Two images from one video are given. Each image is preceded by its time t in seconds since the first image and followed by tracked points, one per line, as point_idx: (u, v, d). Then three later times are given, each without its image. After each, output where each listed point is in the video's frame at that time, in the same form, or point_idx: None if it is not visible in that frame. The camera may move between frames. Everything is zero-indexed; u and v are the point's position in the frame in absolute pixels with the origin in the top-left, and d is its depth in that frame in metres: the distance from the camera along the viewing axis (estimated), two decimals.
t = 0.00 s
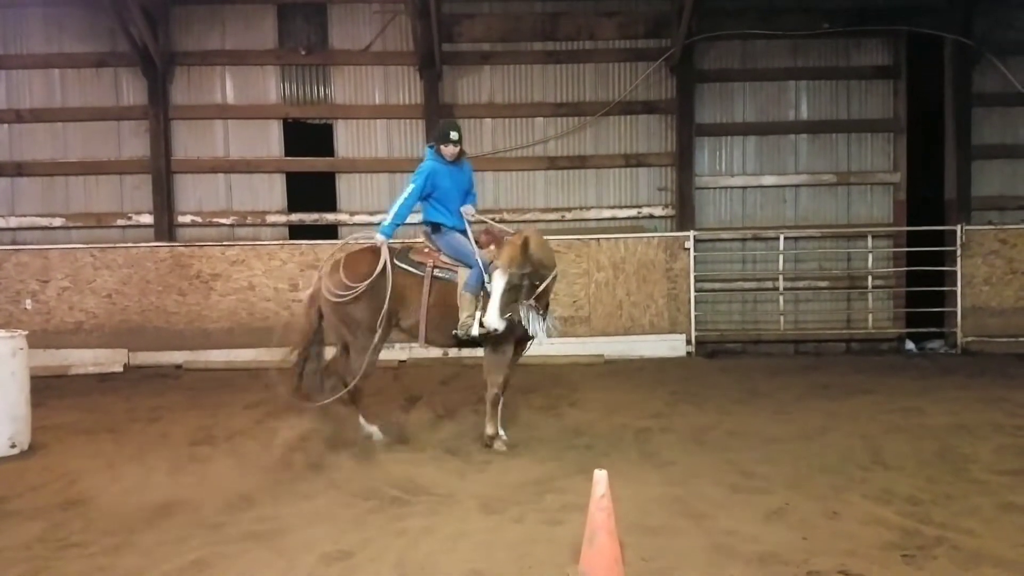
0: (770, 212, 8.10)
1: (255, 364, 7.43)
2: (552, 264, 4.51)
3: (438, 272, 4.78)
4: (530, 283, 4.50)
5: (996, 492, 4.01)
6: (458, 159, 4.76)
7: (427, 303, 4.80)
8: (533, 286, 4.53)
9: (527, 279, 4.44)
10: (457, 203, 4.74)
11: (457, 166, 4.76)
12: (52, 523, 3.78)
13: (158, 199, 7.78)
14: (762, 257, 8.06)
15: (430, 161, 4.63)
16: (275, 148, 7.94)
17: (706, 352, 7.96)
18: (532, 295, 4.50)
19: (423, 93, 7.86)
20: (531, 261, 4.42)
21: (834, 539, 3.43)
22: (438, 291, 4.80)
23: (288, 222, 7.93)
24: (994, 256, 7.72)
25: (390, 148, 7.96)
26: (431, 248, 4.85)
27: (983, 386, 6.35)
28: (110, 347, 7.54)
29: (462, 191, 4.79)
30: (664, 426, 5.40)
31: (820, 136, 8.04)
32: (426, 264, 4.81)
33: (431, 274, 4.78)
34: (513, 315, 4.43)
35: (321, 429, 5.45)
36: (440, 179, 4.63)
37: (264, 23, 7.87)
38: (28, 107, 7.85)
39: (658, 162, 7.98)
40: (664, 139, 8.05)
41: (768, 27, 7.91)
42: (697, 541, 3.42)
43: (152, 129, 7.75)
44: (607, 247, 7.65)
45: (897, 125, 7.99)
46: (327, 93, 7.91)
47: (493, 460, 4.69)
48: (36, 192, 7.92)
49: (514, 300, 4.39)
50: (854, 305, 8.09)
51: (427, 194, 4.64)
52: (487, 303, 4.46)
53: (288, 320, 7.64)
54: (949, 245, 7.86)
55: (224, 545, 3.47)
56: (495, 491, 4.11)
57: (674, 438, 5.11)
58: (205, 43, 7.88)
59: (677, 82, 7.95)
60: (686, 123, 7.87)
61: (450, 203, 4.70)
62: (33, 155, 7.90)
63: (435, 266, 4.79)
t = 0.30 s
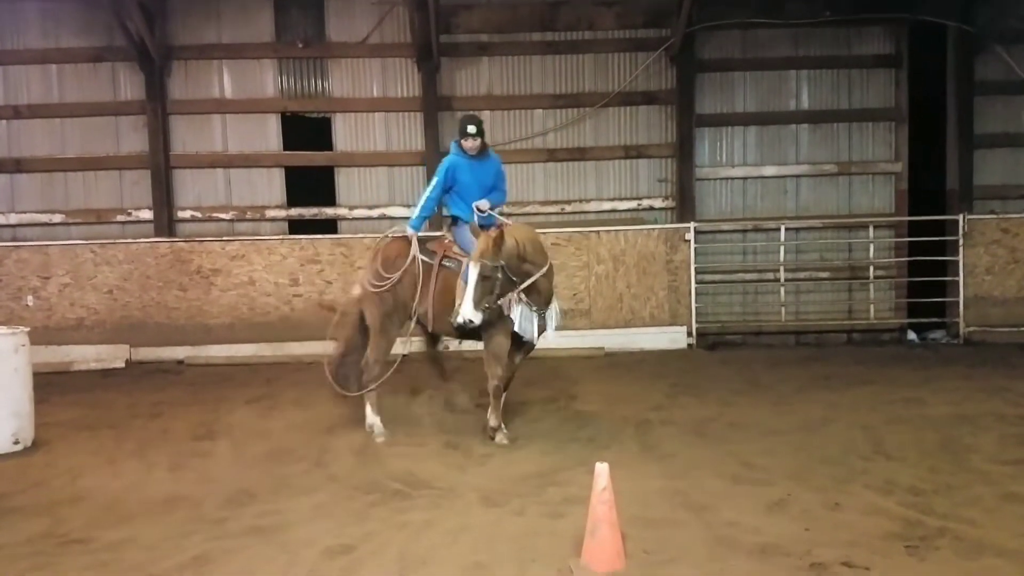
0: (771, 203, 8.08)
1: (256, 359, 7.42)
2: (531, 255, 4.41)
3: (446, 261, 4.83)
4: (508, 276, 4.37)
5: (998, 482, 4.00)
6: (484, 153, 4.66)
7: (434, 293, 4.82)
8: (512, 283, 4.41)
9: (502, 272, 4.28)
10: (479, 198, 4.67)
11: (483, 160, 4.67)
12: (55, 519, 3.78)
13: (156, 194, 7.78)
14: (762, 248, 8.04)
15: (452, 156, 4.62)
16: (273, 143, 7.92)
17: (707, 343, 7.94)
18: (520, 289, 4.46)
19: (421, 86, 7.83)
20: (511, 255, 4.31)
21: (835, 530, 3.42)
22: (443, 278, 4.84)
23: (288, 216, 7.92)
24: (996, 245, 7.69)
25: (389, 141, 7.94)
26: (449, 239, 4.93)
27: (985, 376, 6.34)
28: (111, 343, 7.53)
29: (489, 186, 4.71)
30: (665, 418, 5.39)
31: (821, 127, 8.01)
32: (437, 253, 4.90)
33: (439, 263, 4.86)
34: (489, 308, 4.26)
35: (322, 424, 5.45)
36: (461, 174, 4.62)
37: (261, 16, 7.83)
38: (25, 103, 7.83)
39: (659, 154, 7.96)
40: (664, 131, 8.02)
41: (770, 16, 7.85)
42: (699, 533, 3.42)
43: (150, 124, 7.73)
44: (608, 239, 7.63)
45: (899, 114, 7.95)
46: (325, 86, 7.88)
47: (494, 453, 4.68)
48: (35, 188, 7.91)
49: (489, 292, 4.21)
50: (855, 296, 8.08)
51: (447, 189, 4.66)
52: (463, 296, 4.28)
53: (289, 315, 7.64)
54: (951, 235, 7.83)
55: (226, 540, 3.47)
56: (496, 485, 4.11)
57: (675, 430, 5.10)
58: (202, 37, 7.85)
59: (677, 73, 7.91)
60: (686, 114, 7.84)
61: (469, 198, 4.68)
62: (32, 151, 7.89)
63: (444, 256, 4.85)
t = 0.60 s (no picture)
0: (765, 200, 8.10)
1: (247, 347, 7.39)
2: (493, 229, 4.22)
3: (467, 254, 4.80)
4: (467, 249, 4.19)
5: (985, 480, 4.04)
6: (500, 145, 4.81)
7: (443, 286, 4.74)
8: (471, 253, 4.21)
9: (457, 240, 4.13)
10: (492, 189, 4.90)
11: (499, 152, 4.83)
12: (42, 504, 3.75)
13: (148, 178, 7.70)
14: (756, 245, 8.07)
15: (470, 149, 4.87)
16: (268, 129, 7.86)
17: (699, 339, 7.96)
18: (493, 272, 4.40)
19: (419, 75, 7.78)
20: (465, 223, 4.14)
21: (824, 525, 3.44)
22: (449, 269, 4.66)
23: (281, 204, 7.88)
24: (986, 247, 7.75)
25: (385, 129, 7.89)
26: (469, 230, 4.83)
27: (972, 376, 6.39)
28: (99, 328, 7.47)
29: (505, 177, 4.88)
30: (658, 412, 5.40)
31: (817, 125, 8.03)
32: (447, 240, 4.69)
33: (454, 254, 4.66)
34: (445, 276, 4.14)
35: (313, 413, 5.43)
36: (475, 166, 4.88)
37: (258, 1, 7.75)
38: (16, 83, 7.73)
39: (655, 149, 7.96)
40: (660, 126, 8.02)
41: (769, 14, 7.86)
42: (689, 526, 3.43)
43: (143, 107, 7.65)
44: (603, 233, 7.62)
45: (893, 115, 7.98)
46: (321, 73, 7.82)
47: (486, 445, 4.67)
48: (25, 169, 7.82)
49: (443, 259, 4.11)
50: (847, 295, 8.12)
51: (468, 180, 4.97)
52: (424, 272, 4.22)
53: (280, 303, 7.60)
54: (942, 235, 7.88)
55: (215, 527, 3.45)
56: (487, 476, 4.11)
57: (667, 424, 5.12)
58: (198, 20, 7.76)
59: (675, 68, 7.90)
60: (683, 110, 7.83)
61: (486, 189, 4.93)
62: (22, 132, 7.78)
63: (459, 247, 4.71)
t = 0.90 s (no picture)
0: (758, 192, 8.11)
1: (238, 337, 7.36)
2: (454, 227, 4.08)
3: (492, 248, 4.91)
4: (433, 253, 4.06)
5: (973, 472, 4.07)
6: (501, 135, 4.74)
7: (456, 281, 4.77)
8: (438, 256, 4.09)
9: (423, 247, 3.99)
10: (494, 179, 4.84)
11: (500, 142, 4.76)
12: (31, 496, 3.74)
13: (139, 168, 7.65)
14: (748, 237, 8.09)
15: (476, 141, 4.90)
16: (259, 119, 7.81)
17: (691, 330, 7.98)
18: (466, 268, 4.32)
19: (412, 65, 7.74)
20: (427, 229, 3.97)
21: (814, 517, 3.47)
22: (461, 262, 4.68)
23: (273, 193, 7.84)
24: (976, 239, 7.79)
25: (377, 119, 7.86)
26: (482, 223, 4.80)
27: (962, 368, 6.44)
28: (90, 319, 7.44)
29: (508, 167, 4.78)
30: (649, 403, 5.42)
31: (809, 117, 8.03)
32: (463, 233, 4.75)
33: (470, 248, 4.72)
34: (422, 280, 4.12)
35: (305, 404, 5.42)
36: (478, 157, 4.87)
37: None
38: (4, 72, 7.65)
39: (648, 140, 7.95)
40: (653, 118, 8.02)
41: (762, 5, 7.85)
42: (680, 518, 3.45)
43: (133, 97, 7.59)
44: (596, 225, 7.64)
45: (885, 107, 7.99)
46: (313, 62, 7.77)
47: (478, 436, 4.68)
48: (14, 159, 7.75)
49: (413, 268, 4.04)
50: (838, 287, 8.13)
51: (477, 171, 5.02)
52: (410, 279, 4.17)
53: (272, 293, 7.58)
54: (933, 228, 7.91)
55: (206, 519, 3.45)
56: (479, 468, 4.12)
57: (658, 416, 5.14)
58: (188, 8, 7.69)
59: (668, 59, 7.89)
60: (676, 101, 7.82)
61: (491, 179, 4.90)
62: (11, 122, 7.72)
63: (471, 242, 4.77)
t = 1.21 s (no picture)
0: (745, 191, 8.13)
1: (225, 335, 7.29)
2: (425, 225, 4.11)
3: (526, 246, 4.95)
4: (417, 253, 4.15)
5: (959, 469, 4.11)
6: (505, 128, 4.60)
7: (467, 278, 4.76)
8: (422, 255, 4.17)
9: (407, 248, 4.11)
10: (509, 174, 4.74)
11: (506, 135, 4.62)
12: (14, 494, 3.70)
13: (125, 164, 7.59)
14: (736, 235, 8.11)
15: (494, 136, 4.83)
16: (247, 115, 7.76)
17: (680, 328, 8.00)
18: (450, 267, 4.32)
19: (400, 61, 7.71)
20: (403, 230, 4.06)
21: (801, 514, 3.48)
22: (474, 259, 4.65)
23: (260, 190, 7.79)
24: (962, 238, 7.85)
25: (366, 116, 7.83)
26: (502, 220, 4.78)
27: (947, 365, 6.48)
28: (75, 316, 7.37)
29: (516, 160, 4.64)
30: (638, 401, 5.43)
31: (797, 116, 8.06)
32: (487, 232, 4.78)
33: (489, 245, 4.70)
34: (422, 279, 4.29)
35: (292, 402, 5.40)
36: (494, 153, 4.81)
37: None
38: None
39: (637, 138, 7.96)
40: (642, 116, 8.03)
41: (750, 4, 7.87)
42: (668, 515, 3.46)
43: (119, 92, 7.52)
44: (585, 222, 7.65)
45: (873, 106, 8.03)
46: (301, 58, 7.73)
47: (467, 434, 4.67)
48: None
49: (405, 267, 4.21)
50: (826, 285, 8.19)
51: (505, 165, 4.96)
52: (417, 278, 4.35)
53: (259, 291, 7.53)
54: (920, 226, 7.95)
55: (192, 518, 3.43)
56: (468, 466, 4.11)
57: (647, 413, 5.14)
58: (175, 3, 7.63)
59: (657, 57, 7.89)
60: (665, 99, 7.83)
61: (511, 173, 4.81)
62: None
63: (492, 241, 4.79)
